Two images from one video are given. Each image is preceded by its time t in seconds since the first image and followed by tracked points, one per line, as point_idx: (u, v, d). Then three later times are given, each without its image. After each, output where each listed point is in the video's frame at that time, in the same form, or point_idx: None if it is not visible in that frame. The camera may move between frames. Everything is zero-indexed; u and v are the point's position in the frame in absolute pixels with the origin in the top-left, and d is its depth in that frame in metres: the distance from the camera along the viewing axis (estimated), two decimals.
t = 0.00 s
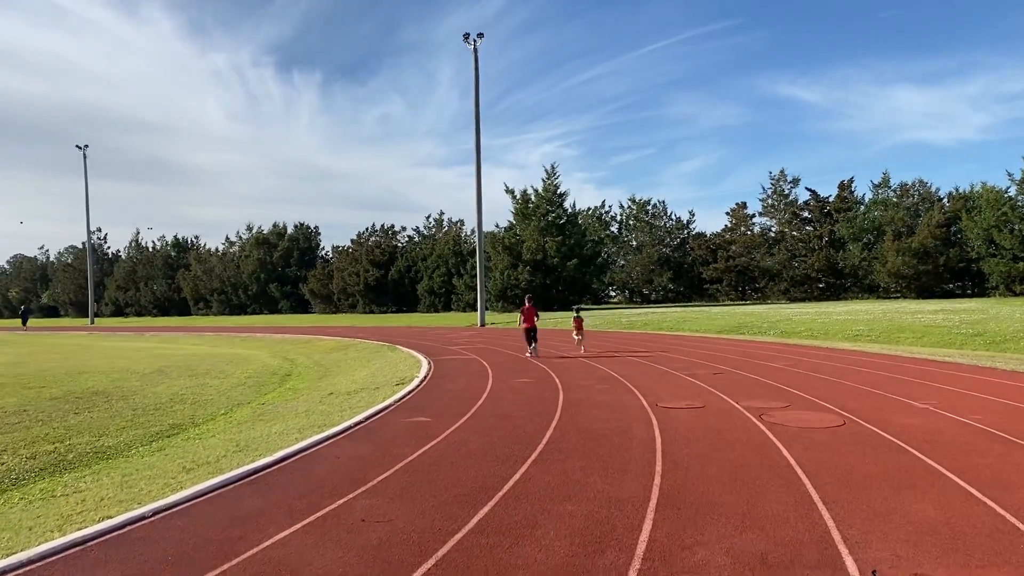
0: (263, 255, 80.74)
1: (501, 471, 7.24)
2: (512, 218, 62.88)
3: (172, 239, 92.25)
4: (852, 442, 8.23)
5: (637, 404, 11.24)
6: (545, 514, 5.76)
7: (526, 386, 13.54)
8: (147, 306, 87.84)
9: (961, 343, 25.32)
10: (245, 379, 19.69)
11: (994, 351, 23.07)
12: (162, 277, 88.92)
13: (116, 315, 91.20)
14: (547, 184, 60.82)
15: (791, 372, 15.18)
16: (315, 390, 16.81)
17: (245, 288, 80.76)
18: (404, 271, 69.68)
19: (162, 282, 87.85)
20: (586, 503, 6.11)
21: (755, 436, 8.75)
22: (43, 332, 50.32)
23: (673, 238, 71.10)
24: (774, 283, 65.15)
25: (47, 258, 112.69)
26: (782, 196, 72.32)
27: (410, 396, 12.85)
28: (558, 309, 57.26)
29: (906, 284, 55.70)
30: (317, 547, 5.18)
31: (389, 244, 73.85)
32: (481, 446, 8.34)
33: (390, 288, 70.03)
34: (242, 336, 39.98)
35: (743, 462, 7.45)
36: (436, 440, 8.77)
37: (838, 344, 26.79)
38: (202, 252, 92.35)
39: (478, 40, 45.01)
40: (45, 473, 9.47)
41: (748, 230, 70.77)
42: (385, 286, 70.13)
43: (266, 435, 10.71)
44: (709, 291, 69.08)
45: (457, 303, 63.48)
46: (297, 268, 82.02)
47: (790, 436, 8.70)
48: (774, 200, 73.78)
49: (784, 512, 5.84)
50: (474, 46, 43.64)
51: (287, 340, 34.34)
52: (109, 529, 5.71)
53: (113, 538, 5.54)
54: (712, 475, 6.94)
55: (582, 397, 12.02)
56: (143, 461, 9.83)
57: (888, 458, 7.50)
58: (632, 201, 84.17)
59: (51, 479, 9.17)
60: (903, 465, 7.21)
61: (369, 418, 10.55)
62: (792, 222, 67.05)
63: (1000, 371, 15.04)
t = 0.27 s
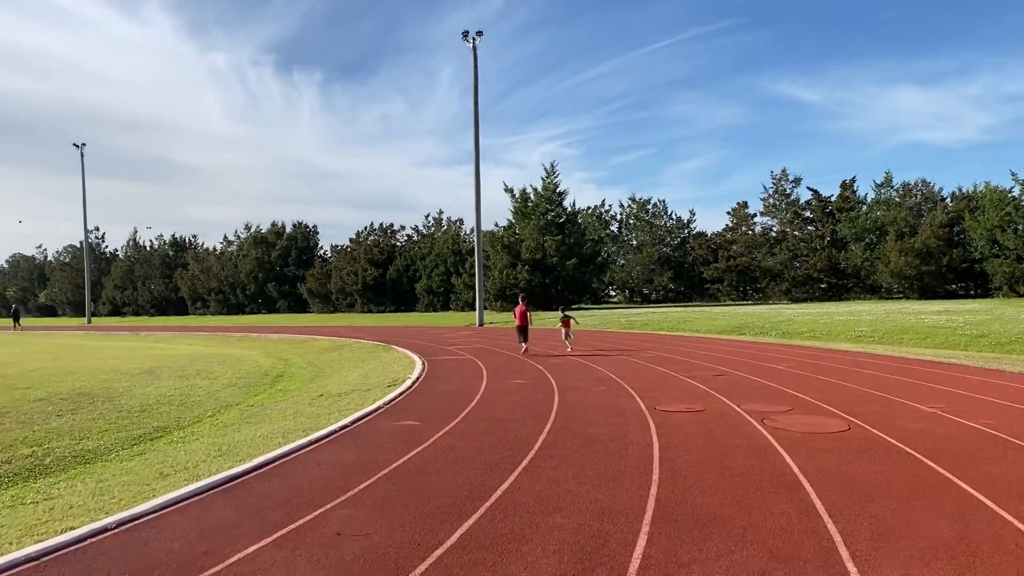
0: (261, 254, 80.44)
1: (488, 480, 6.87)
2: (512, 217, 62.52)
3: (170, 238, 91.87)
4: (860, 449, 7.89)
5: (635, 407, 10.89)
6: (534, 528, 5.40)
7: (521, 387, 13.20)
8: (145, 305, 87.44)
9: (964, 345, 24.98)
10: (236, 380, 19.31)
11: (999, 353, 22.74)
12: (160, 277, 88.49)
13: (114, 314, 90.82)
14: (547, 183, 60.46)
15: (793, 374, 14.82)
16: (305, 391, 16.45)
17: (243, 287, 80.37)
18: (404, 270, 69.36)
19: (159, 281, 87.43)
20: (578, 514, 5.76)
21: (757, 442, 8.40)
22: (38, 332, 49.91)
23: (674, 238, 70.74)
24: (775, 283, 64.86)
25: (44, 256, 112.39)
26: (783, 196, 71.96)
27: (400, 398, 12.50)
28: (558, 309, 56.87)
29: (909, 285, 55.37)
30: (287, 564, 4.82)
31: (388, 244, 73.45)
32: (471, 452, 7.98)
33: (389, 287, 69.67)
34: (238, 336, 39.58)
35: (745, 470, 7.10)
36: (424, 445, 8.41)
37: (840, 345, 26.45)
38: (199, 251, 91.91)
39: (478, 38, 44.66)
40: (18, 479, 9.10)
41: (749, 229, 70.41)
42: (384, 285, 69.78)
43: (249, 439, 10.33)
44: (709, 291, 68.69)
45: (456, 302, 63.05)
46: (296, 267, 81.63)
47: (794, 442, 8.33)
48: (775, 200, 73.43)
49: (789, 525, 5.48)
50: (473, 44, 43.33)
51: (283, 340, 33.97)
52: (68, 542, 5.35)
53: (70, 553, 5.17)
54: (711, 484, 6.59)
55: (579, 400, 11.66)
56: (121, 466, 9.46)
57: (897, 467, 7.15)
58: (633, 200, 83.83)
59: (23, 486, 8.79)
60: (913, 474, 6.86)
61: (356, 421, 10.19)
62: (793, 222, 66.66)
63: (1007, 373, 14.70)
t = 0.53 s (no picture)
0: (261, 255, 80.21)
1: (477, 493, 6.53)
2: (512, 218, 62.21)
3: (169, 238, 91.57)
4: (868, 460, 7.54)
5: (634, 414, 10.55)
6: (523, 548, 5.06)
7: (517, 392, 12.87)
8: (145, 306, 87.16)
9: (969, 347, 24.64)
10: (229, 383, 18.96)
11: (1004, 356, 22.40)
12: (159, 277, 88.19)
13: (113, 315, 90.58)
14: (548, 184, 60.14)
15: (796, 378, 14.47)
16: (298, 395, 16.10)
17: (242, 288, 80.07)
18: (404, 271, 69.04)
19: (159, 282, 87.15)
20: (571, 532, 5.41)
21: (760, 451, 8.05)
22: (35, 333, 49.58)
23: (675, 239, 70.37)
24: (777, 284, 64.54)
25: (43, 256, 112.21)
26: (784, 196, 71.59)
27: (393, 403, 12.14)
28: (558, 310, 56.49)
29: (912, 286, 54.97)
30: None
31: (388, 244, 73.12)
32: (461, 463, 7.63)
33: (389, 288, 69.37)
34: (236, 338, 39.23)
35: (748, 483, 6.75)
36: (413, 455, 8.06)
37: (843, 347, 26.12)
38: (199, 251, 91.62)
39: (478, 37, 44.32)
40: None
41: (751, 230, 70.06)
42: (384, 286, 69.49)
43: (234, 447, 9.98)
44: (711, 292, 68.25)
45: (456, 303, 62.73)
46: (295, 268, 81.31)
47: (799, 451, 7.99)
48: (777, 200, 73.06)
49: (795, 545, 5.13)
50: (473, 43, 43.02)
51: (279, 341, 33.64)
52: (24, 563, 5.01)
53: None
54: (712, 498, 6.25)
55: (576, 405, 11.32)
56: (101, 475, 9.12)
57: (907, 480, 6.81)
58: (634, 201, 83.48)
59: None
60: (925, 488, 6.51)
61: (345, 428, 9.85)
62: (795, 222, 66.27)
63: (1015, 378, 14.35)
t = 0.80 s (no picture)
0: (262, 257, 80.05)
1: (467, 505, 6.19)
2: (514, 219, 61.92)
3: (171, 240, 91.38)
4: (880, 468, 7.19)
5: (635, 418, 10.22)
6: (513, 567, 4.73)
7: (515, 396, 12.54)
8: (147, 309, 86.99)
9: (975, 349, 24.28)
10: (224, 387, 18.64)
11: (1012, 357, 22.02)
12: (161, 280, 88.02)
13: (115, 318, 90.42)
14: (550, 185, 59.81)
15: (802, 381, 14.12)
16: (292, 399, 15.77)
17: (244, 290, 79.86)
18: (405, 273, 68.80)
19: (160, 284, 86.98)
20: (565, 549, 5.08)
21: (765, 459, 7.71)
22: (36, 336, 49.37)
23: (678, 240, 69.99)
24: (781, 285, 64.19)
25: (46, 259, 112.22)
26: (788, 197, 71.22)
27: (387, 408, 11.81)
28: (560, 312, 56.15)
29: (916, 287, 54.55)
30: None
31: (390, 246, 72.85)
32: (452, 472, 7.29)
33: (390, 290, 69.16)
34: (235, 340, 38.93)
35: (753, 494, 6.42)
36: (403, 463, 7.73)
37: (848, 349, 25.76)
38: (201, 254, 91.44)
39: (479, 37, 44.03)
40: None
41: (754, 231, 69.67)
42: (386, 288, 69.21)
43: (221, 454, 9.65)
44: (714, 294, 67.65)
45: (458, 305, 62.48)
46: (297, 270, 81.05)
47: (807, 459, 7.64)
48: (780, 201, 72.69)
49: (807, 564, 4.78)
50: (475, 44, 42.74)
51: (279, 344, 33.36)
52: None
53: None
54: (716, 511, 5.90)
55: (575, 410, 10.98)
56: (81, 483, 8.77)
57: (922, 489, 6.45)
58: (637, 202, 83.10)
59: None
60: (940, 500, 6.15)
61: (335, 434, 9.52)
62: (798, 223, 65.88)
63: None
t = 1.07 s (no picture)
0: (265, 260, 79.87)
1: (459, 521, 5.87)
2: (517, 221, 61.61)
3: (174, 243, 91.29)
4: (895, 480, 6.85)
5: (637, 425, 9.89)
6: None
7: (515, 401, 12.22)
8: (150, 312, 86.85)
9: (985, 350, 23.88)
10: (221, 392, 18.34)
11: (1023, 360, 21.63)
12: (164, 283, 87.89)
13: (119, 321, 90.32)
14: (553, 187, 59.48)
15: (809, 384, 13.76)
16: (289, 404, 15.47)
17: (247, 293, 79.69)
18: (408, 275, 68.54)
19: (163, 288, 86.85)
20: (560, 570, 4.75)
21: (773, 469, 7.38)
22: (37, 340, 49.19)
23: (682, 241, 69.68)
24: (786, 287, 63.76)
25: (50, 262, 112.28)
26: (793, 198, 70.78)
27: (383, 415, 11.49)
28: (564, 314, 55.82)
29: (923, 288, 54.08)
30: None
31: (393, 248, 72.59)
32: (445, 484, 6.96)
33: (393, 293, 68.94)
34: (237, 344, 38.68)
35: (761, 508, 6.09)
36: (394, 474, 7.41)
37: (855, 351, 25.38)
38: (204, 257, 91.31)
39: (481, 38, 43.79)
40: None
41: (759, 232, 69.26)
42: (389, 290, 68.97)
43: (209, 463, 9.33)
44: (718, 295, 67.46)
45: (462, 308, 62.19)
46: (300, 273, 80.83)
47: (817, 468, 7.30)
48: (785, 202, 72.25)
49: None
50: (477, 45, 42.51)
51: (280, 348, 33.05)
52: None
53: None
54: (722, 527, 5.57)
55: (576, 416, 10.65)
56: (62, 495, 8.48)
57: (939, 503, 6.12)
58: (640, 203, 82.69)
59: None
60: (960, 515, 5.80)
61: (327, 442, 9.22)
62: (803, 224, 65.43)
63: None
